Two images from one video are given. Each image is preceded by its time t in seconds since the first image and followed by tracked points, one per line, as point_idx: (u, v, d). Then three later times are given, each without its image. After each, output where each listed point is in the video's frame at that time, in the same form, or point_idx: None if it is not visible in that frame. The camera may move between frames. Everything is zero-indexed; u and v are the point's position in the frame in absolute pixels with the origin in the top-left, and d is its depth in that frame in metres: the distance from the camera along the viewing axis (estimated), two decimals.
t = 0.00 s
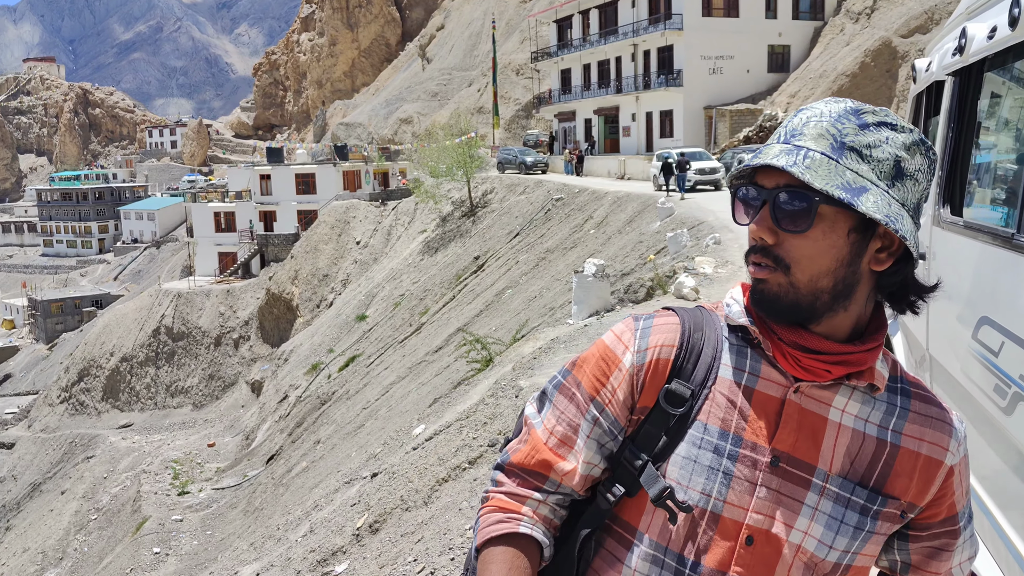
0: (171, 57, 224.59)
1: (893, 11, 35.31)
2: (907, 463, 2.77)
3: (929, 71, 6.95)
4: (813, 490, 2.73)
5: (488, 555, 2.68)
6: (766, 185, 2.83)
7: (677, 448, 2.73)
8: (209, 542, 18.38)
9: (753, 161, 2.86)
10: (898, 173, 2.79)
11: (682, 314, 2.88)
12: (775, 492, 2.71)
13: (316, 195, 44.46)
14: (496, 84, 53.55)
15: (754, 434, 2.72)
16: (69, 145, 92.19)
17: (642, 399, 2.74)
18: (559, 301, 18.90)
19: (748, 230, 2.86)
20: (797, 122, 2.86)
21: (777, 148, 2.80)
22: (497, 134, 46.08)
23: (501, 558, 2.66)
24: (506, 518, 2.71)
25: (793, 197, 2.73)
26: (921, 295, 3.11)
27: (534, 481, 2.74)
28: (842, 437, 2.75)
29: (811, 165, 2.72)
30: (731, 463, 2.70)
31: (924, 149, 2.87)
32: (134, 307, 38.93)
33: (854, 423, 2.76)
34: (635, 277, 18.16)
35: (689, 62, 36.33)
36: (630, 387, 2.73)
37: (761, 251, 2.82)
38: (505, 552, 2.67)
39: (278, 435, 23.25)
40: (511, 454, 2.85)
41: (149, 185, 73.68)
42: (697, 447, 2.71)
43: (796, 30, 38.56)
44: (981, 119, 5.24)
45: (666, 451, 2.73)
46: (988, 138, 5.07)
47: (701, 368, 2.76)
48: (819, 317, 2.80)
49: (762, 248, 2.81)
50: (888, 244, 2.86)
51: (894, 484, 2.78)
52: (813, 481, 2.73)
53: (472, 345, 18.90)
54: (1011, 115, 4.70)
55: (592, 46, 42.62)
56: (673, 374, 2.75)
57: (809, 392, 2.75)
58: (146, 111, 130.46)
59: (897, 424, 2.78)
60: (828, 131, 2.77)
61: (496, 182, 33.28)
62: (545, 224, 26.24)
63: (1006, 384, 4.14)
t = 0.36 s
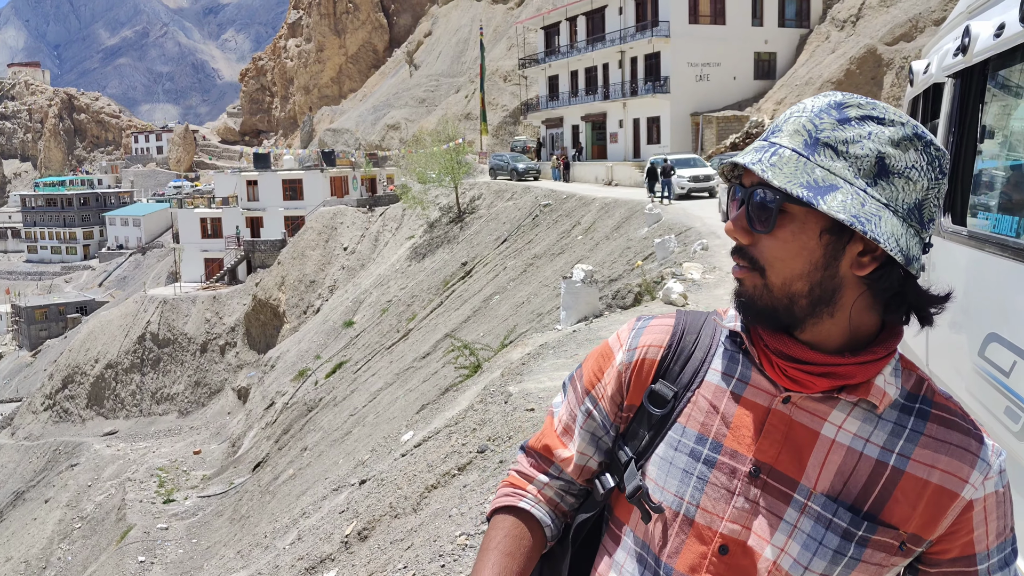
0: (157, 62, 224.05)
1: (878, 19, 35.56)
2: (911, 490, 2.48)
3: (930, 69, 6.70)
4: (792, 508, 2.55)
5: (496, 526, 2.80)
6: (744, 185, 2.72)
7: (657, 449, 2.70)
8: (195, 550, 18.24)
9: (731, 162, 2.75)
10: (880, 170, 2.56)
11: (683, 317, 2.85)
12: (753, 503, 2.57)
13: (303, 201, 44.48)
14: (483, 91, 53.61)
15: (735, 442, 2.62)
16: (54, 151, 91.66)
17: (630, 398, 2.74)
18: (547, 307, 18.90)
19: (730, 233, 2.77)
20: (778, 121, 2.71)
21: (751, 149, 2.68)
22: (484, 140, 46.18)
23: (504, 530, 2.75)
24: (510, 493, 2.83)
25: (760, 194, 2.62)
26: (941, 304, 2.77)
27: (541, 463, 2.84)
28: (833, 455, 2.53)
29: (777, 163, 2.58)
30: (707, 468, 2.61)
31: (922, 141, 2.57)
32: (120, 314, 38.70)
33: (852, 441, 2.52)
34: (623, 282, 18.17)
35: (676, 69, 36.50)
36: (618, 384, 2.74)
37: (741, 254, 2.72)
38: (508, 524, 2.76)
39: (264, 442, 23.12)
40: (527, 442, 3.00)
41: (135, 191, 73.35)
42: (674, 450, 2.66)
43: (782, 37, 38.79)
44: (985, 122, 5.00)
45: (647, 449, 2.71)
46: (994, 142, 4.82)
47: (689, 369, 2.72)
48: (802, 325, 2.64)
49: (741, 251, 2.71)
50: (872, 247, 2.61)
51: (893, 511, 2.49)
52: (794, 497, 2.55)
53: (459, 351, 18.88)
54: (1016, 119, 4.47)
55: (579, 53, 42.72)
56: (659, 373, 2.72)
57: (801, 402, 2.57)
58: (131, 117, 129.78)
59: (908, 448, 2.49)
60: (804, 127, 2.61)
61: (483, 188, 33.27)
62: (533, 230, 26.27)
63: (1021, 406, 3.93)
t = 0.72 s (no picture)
0: (152, 67, 224.12)
1: (870, 27, 35.78)
2: (921, 507, 2.45)
3: (931, 73, 6.34)
4: (799, 522, 2.49)
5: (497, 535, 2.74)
6: (765, 186, 2.60)
7: (662, 460, 2.62)
8: (188, 554, 18.24)
9: (754, 161, 2.62)
10: (909, 176, 2.46)
11: (688, 322, 2.77)
12: (758, 517, 2.51)
13: (298, 205, 44.41)
14: (478, 96, 53.76)
15: (742, 453, 2.54)
16: (48, 155, 91.53)
17: (633, 408, 2.66)
18: (541, 312, 18.96)
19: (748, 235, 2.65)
20: (802, 121, 2.59)
21: (776, 148, 2.56)
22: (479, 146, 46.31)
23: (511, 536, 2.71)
24: (516, 500, 2.78)
25: (783, 196, 2.50)
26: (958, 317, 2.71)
27: (541, 471, 2.78)
28: (842, 467, 2.48)
29: (805, 163, 2.46)
30: (713, 481, 2.54)
31: (951, 147, 2.50)
32: (113, 318, 38.64)
33: (860, 452, 2.47)
34: (616, 288, 18.23)
35: (670, 76, 36.64)
36: (622, 393, 2.66)
37: (760, 255, 2.59)
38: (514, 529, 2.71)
39: (258, 446, 23.11)
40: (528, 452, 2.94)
41: (130, 195, 73.27)
42: (679, 461, 2.58)
43: (775, 45, 38.98)
44: (998, 127, 4.72)
45: (652, 461, 2.63)
46: (1010, 148, 4.52)
47: (695, 378, 2.64)
48: (817, 333, 2.54)
49: (759, 251, 2.59)
50: (898, 253, 2.53)
51: (902, 526, 2.46)
52: (802, 511, 2.50)
53: (454, 356, 18.94)
54: None
55: (574, 60, 42.87)
56: (664, 383, 2.65)
57: (810, 412, 2.51)
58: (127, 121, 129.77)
59: (919, 462, 2.45)
60: (831, 128, 2.47)
61: (478, 194, 33.33)
62: (527, 235, 26.36)
63: None
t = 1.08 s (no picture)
0: (146, 70, 223.99)
1: (865, 33, 35.94)
2: (926, 512, 2.50)
3: (934, 75, 6.16)
4: (808, 534, 2.49)
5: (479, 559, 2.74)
6: (801, 185, 2.57)
7: (665, 475, 2.59)
8: (182, 559, 18.16)
9: (794, 155, 2.56)
10: (943, 180, 2.58)
11: (684, 332, 2.73)
12: (767, 529, 2.52)
13: (293, 209, 44.45)
14: (474, 101, 53.82)
15: (749, 465, 2.55)
16: (43, 158, 91.29)
17: (631, 422, 2.62)
18: (536, 317, 18.96)
19: (783, 234, 2.59)
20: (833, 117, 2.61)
21: (818, 143, 2.53)
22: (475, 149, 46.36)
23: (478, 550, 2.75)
24: (498, 525, 2.75)
25: (827, 197, 2.49)
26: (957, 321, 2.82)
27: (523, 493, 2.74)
28: (849, 476, 2.50)
29: (861, 161, 2.45)
30: (721, 495, 2.54)
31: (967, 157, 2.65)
32: (108, 321, 38.52)
33: (867, 460, 2.50)
34: (612, 292, 18.24)
35: (665, 81, 36.73)
36: (619, 407, 2.62)
37: (793, 254, 2.55)
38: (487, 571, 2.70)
39: (252, 450, 23.03)
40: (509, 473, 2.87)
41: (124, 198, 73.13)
42: (684, 476, 2.56)
43: (770, 50, 39.12)
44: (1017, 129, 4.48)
45: (652, 477, 2.60)
46: None
47: (693, 391, 2.62)
48: (840, 337, 2.52)
49: (797, 250, 2.54)
50: (929, 257, 2.61)
51: (908, 531, 2.51)
52: (809, 523, 2.50)
53: (448, 360, 18.92)
54: None
55: (569, 64, 42.98)
56: (663, 396, 2.61)
57: (814, 420, 2.53)
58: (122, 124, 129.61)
59: (925, 466, 2.50)
60: (873, 127, 2.51)
61: (474, 198, 33.34)
62: (523, 239, 26.37)
63: None
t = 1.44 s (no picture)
0: (147, 70, 224.11)
1: (866, 35, 35.96)
2: (920, 509, 2.54)
3: (945, 72, 5.88)
4: (806, 532, 2.51)
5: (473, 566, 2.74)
6: (831, 186, 2.55)
7: (664, 479, 2.58)
8: (181, 560, 18.14)
9: (828, 155, 2.53)
10: (953, 187, 2.65)
11: (679, 334, 2.73)
12: (766, 529, 2.53)
13: (294, 210, 44.51)
14: (474, 102, 53.87)
15: (749, 467, 2.55)
16: (44, 158, 91.34)
17: (629, 424, 2.61)
18: (536, 318, 18.95)
19: (807, 235, 2.57)
20: (856, 119, 2.62)
21: (852, 144, 2.53)
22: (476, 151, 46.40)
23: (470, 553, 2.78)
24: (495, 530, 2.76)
25: (866, 202, 2.50)
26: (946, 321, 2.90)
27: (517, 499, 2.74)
28: (845, 478, 2.52)
29: (895, 166, 2.49)
30: (720, 498, 2.54)
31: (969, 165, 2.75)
32: (108, 322, 38.54)
33: (861, 461, 2.52)
34: (613, 294, 18.23)
35: (666, 83, 36.75)
36: (616, 411, 2.62)
37: (820, 256, 2.53)
38: None
39: (252, 451, 23.04)
40: (498, 480, 2.85)
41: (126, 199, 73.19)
42: (684, 479, 2.56)
43: (771, 53, 39.14)
44: None
45: (651, 481, 2.59)
46: None
47: (693, 394, 2.61)
48: (850, 340, 2.53)
49: (823, 252, 2.52)
50: (938, 260, 2.68)
51: (903, 530, 2.54)
52: (807, 521, 2.51)
53: (448, 361, 18.90)
54: None
55: (571, 66, 42.99)
56: (661, 399, 2.60)
57: (809, 422, 2.54)
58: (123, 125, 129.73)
59: (917, 464, 2.54)
60: (899, 131, 2.56)
61: (474, 199, 33.34)
62: (524, 241, 26.35)
63: None
